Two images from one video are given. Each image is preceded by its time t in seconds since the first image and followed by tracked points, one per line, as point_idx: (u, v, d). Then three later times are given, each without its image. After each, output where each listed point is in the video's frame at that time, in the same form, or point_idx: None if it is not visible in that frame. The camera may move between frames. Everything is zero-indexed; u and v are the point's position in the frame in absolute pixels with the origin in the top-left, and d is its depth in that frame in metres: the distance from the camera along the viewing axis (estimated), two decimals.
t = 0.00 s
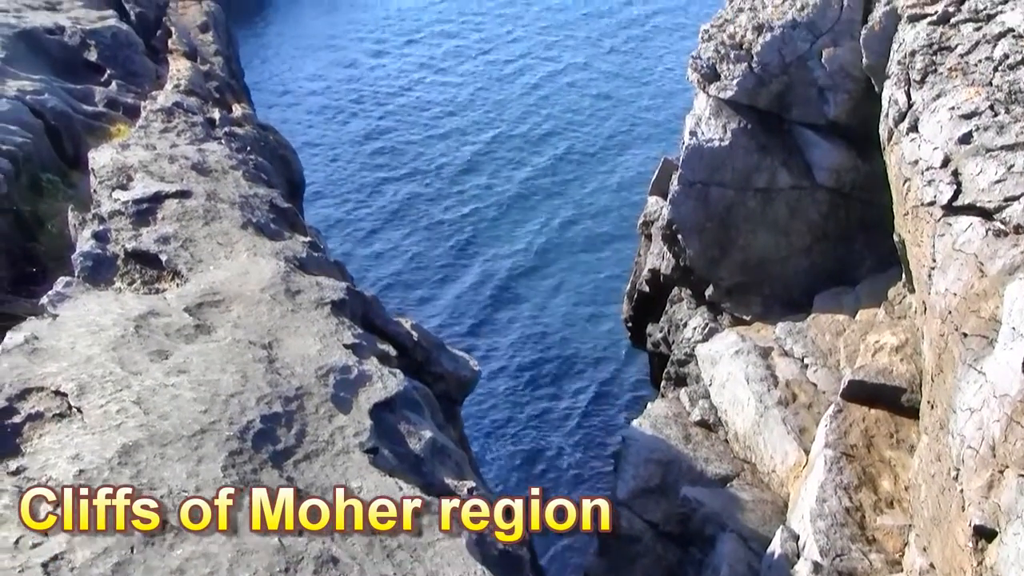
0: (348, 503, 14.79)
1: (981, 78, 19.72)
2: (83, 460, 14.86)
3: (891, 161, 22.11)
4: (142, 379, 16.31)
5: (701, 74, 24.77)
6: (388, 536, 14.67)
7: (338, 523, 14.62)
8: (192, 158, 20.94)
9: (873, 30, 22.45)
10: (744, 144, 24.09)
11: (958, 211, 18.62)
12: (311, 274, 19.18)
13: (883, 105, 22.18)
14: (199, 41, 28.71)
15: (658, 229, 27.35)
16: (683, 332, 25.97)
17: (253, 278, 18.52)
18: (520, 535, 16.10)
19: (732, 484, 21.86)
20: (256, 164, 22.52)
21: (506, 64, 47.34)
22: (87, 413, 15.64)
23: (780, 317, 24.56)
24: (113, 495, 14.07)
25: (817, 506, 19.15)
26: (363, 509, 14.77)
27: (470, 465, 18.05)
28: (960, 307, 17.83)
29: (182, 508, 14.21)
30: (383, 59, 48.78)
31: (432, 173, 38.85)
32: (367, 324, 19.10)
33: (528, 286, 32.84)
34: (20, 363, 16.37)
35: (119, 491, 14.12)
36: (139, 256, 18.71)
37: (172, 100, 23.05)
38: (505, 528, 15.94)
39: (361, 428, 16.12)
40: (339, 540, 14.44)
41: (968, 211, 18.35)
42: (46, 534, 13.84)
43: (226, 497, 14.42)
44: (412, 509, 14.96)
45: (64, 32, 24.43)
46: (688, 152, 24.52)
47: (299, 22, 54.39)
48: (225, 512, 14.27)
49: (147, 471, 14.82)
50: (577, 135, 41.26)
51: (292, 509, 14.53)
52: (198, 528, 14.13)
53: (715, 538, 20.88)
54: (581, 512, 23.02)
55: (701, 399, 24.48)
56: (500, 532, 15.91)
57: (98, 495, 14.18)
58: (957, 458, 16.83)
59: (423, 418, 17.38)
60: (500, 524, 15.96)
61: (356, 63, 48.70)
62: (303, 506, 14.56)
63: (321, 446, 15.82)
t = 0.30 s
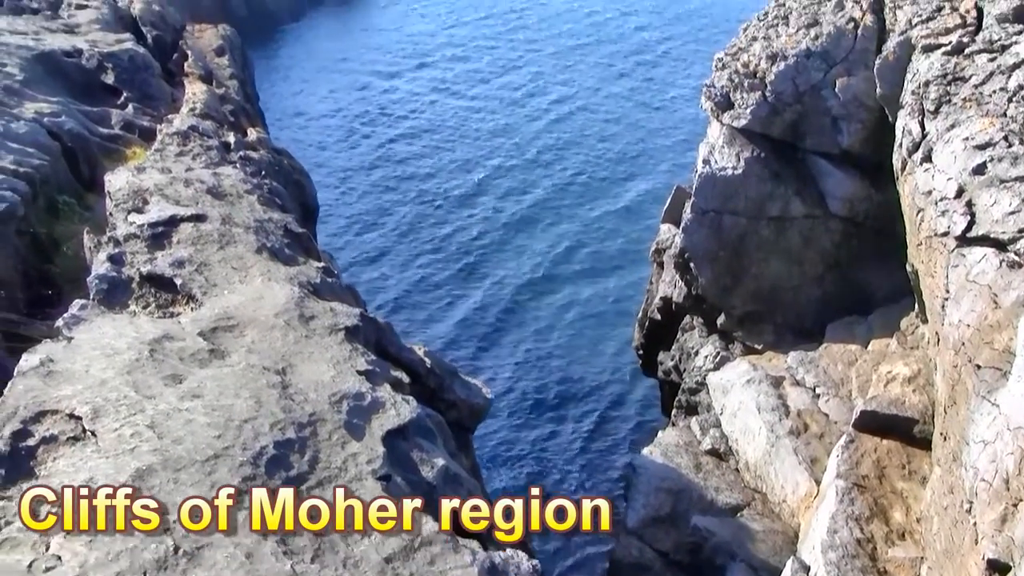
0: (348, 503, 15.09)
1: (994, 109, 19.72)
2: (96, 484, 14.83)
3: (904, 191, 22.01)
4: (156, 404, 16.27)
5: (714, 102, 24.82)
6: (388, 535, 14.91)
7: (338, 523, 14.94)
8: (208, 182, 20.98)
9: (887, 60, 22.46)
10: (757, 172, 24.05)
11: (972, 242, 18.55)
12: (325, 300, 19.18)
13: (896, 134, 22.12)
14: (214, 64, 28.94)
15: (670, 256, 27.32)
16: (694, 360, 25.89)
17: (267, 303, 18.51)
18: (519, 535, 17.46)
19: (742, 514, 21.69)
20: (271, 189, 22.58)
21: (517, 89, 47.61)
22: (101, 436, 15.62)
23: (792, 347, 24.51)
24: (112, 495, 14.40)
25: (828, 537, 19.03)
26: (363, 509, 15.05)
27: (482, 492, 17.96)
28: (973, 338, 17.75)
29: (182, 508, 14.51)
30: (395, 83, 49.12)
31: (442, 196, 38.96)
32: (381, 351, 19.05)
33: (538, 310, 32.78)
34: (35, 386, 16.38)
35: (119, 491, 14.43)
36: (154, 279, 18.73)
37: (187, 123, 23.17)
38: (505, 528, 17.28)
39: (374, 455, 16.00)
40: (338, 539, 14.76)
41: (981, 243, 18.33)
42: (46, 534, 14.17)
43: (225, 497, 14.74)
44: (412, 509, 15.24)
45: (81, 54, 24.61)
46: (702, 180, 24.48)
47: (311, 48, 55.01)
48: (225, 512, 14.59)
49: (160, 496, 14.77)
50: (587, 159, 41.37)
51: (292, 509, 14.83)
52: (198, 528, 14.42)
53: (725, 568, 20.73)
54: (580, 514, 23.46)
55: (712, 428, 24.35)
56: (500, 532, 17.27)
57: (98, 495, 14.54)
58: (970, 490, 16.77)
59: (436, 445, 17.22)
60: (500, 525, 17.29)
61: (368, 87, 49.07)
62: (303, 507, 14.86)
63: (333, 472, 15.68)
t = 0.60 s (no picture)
0: (348, 503, 15.40)
1: (1009, 135, 19.68)
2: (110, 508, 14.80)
3: (917, 217, 21.95)
4: (170, 428, 16.24)
5: (727, 127, 24.86)
6: (389, 535, 15.20)
7: (338, 523, 15.22)
8: (221, 206, 21.00)
9: (900, 86, 22.41)
10: (770, 199, 24.09)
11: (986, 269, 18.53)
12: (338, 324, 19.16)
13: (910, 161, 22.06)
14: (228, 87, 29.20)
15: (683, 281, 27.27)
16: (706, 385, 25.83)
17: (281, 327, 18.49)
18: (519, 535, 17.93)
19: (754, 540, 21.54)
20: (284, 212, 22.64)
21: (528, 113, 47.88)
22: (115, 460, 15.59)
23: (805, 373, 24.31)
24: (112, 495, 14.67)
25: (840, 565, 18.97)
26: (363, 509, 15.39)
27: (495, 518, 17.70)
28: (987, 365, 17.70)
29: (183, 508, 14.74)
30: (405, 108, 49.43)
31: (452, 219, 39.07)
32: (393, 376, 18.97)
33: (548, 332, 32.70)
34: (50, 409, 16.35)
35: (119, 491, 14.71)
36: (168, 302, 18.74)
37: (202, 146, 23.28)
38: (505, 528, 17.69)
39: (388, 481, 15.92)
40: (340, 538, 15.05)
41: (995, 270, 18.29)
42: (47, 533, 14.48)
43: (226, 497, 15.01)
44: (412, 509, 15.55)
45: (97, 77, 24.78)
46: (714, 206, 24.52)
47: (323, 74, 55.62)
48: (225, 512, 14.85)
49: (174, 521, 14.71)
50: (598, 183, 41.48)
51: (292, 509, 15.08)
52: (200, 529, 14.65)
53: None
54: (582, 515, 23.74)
55: (724, 453, 24.18)
56: (501, 531, 17.65)
57: (98, 496, 14.80)
58: (984, 520, 16.76)
59: (450, 471, 17.10)
60: (501, 525, 17.68)
61: (379, 111, 49.44)
62: (304, 507, 15.11)
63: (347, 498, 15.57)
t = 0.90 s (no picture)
0: (348, 503, 15.65)
1: (1021, 158, 19.64)
2: (122, 535, 14.58)
3: (929, 240, 21.86)
4: (183, 454, 16.05)
5: (739, 151, 24.89)
6: (388, 535, 15.41)
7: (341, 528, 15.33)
8: (234, 230, 21.04)
9: (911, 110, 22.36)
10: (782, 222, 24.02)
11: (999, 292, 18.44)
12: (350, 349, 19.11)
13: (921, 184, 21.99)
14: (240, 112, 29.52)
15: (694, 304, 27.22)
16: (718, 410, 25.61)
17: (293, 352, 18.44)
18: (519, 534, 18.13)
19: (767, 565, 21.42)
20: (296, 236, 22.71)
21: (537, 139, 48.22)
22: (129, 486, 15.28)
23: (817, 397, 24.06)
24: (112, 495, 14.88)
25: None
26: (363, 509, 15.61)
27: (504, 546, 17.44)
28: (1001, 390, 17.62)
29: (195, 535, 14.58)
30: (416, 131, 49.92)
31: (461, 240, 39.13)
32: (406, 402, 18.88)
33: (557, 353, 32.60)
34: (62, 434, 16.14)
35: (119, 491, 14.92)
36: (180, 327, 18.69)
37: (215, 171, 23.37)
38: (505, 528, 17.89)
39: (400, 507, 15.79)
40: (351, 563, 14.86)
41: (1009, 293, 18.21)
42: (46, 533, 14.58)
43: (225, 497, 15.14)
44: (411, 509, 15.73)
45: (109, 100, 24.89)
46: (725, 229, 24.45)
47: (333, 98, 56.18)
48: (225, 511, 14.94)
49: (186, 548, 14.46)
50: (607, 207, 41.60)
51: (292, 509, 15.09)
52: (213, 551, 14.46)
53: None
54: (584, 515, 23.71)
55: (736, 477, 24.00)
56: (501, 532, 17.86)
57: (98, 496, 14.99)
58: (1000, 545, 16.84)
59: (461, 497, 16.98)
60: (501, 526, 17.88)
61: (389, 134, 49.80)
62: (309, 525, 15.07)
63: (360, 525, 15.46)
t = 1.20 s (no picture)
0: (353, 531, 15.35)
1: None
2: (130, 562, 14.28)
3: (938, 262, 21.73)
4: (191, 480, 15.90)
5: (747, 173, 24.81)
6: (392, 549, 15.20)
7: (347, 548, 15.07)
8: (243, 254, 21.04)
9: (919, 131, 22.30)
10: (790, 244, 24.01)
11: (1009, 314, 18.35)
12: (358, 374, 19.01)
13: (930, 206, 21.92)
14: (248, 136, 30.12)
15: (703, 327, 27.15)
16: (727, 432, 25.42)
17: (302, 377, 18.34)
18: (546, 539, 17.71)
19: None
20: (305, 259, 22.76)
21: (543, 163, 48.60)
22: (136, 513, 15.16)
23: (826, 419, 23.88)
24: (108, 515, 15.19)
25: None
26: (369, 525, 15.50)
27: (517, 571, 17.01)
28: (1012, 413, 17.50)
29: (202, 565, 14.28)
30: (423, 151, 51.29)
31: (466, 261, 39.21)
32: (415, 427, 18.77)
33: (565, 373, 32.52)
34: (70, 460, 16.07)
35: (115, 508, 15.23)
36: (189, 352, 18.67)
37: (223, 194, 23.40)
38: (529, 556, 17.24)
39: (410, 534, 15.36)
40: None
41: (1019, 315, 18.10)
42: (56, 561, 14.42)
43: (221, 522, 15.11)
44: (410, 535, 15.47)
45: (119, 124, 24.99)
46: (734, 252, 24.47)
47: (346, 126, 57.08)
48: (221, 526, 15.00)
49: None
50: (614, 228, 41.66)
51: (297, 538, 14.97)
52: None
53: None
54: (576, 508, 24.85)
55: (746, 500, 23.83)
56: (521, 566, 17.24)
57: (94, 516, 15.21)
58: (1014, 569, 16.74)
59: (471, 525, 16.61)
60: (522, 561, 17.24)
61: (397, 159, 50.39)
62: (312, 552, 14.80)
63: (369, 552, 15.05)
